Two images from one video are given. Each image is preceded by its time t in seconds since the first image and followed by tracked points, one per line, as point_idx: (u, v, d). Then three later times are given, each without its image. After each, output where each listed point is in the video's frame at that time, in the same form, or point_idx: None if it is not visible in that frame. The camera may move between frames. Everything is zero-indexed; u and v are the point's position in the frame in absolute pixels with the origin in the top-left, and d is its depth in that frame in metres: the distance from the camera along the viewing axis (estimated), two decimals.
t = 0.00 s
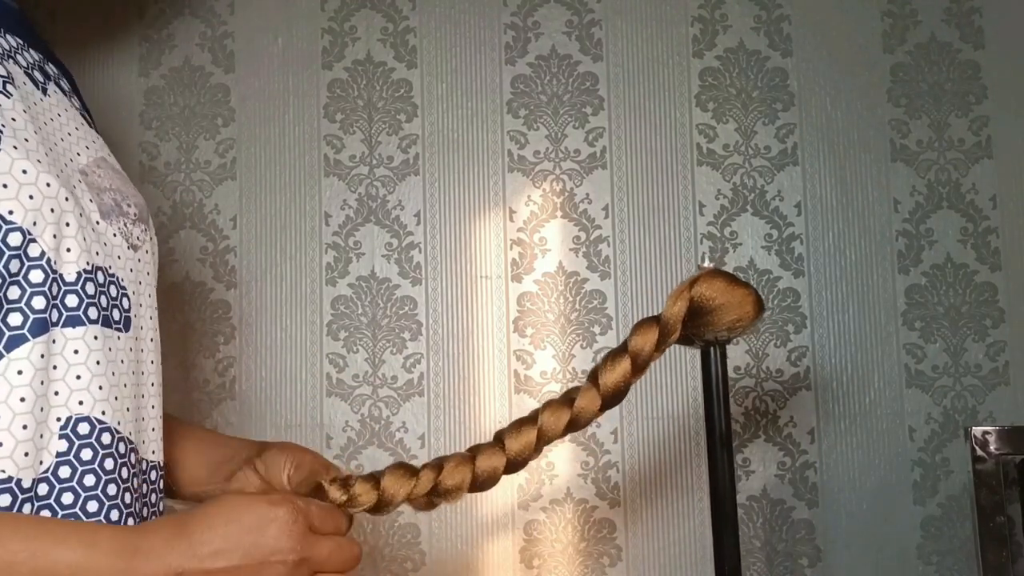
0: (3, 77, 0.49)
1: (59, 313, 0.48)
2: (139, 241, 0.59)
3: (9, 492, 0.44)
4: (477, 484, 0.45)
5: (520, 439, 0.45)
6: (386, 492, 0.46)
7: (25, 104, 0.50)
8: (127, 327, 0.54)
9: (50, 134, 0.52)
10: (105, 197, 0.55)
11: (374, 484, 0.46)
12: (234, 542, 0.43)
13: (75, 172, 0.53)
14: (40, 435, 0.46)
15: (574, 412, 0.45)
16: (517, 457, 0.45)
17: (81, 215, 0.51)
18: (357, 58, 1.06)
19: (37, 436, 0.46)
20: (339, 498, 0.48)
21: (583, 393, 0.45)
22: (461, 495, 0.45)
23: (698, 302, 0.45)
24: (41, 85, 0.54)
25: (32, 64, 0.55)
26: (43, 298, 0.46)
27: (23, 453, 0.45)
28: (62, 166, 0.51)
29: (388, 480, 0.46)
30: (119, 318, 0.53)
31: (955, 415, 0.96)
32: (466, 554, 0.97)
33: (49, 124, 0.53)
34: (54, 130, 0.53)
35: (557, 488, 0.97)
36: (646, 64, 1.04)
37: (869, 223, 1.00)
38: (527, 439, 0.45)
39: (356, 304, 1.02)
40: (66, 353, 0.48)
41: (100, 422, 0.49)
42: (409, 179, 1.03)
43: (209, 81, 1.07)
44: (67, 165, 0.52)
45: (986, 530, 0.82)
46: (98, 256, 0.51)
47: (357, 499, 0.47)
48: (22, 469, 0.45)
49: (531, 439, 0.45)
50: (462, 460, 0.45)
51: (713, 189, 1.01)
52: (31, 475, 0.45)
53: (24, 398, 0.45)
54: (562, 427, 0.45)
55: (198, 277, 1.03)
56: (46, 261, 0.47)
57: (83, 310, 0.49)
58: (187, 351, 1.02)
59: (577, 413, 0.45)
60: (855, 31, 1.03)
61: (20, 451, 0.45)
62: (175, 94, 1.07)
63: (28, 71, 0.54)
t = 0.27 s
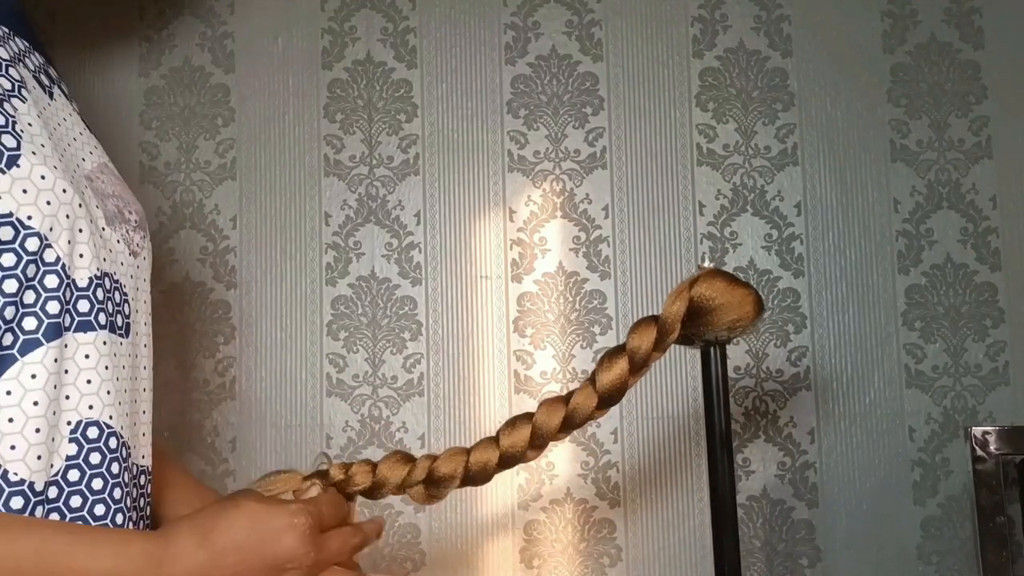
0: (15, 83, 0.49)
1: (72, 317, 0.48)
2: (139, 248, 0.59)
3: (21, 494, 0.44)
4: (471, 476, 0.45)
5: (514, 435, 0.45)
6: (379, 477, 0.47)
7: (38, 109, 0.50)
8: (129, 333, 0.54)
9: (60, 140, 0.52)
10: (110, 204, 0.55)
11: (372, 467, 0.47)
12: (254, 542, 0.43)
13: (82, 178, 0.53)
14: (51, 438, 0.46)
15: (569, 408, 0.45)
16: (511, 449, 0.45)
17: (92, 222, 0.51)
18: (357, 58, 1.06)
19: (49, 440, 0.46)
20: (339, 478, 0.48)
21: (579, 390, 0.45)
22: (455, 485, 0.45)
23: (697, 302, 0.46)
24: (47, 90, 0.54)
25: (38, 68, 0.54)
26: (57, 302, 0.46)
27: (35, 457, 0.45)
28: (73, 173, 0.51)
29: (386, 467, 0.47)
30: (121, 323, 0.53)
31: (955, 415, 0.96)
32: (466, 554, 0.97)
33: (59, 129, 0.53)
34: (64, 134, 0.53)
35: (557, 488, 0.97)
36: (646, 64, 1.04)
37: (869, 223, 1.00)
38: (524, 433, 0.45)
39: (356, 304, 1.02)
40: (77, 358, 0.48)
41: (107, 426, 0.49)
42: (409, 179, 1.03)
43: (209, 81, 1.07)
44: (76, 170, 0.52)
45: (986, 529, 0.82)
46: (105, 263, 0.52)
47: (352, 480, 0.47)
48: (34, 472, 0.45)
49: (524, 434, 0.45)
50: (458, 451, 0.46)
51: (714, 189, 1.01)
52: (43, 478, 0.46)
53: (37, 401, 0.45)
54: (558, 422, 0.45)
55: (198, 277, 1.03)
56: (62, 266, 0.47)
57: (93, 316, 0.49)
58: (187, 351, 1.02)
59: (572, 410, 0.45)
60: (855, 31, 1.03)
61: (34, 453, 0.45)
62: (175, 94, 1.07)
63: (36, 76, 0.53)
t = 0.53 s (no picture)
0: (19, 86, 0.50)
1: (79, 318, 0.50)
2: (136, 246, 0.61)
3: (23, 493, 0.46)
4: (477, 481, 0.49)
5: (522, 442, 0.48)
6: (393, 479, 0.53)
7: (42, 111, 0.52)
8: (127, 330, 0.57)
9: (63, 140, 0.53)
10: (112, 201, 0.57)
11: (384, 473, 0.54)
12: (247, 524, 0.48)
13: (87, 176, 0.55)
14: (55, 438, 0.48)
15: (574, 412, 0.47)
16: (516, 457, 0.48)
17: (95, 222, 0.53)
18: (357, 58, 1.06)
19: (53, 439, 0.48)
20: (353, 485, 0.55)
21: (584, 394, 0.47)
22: (462, 489, 0.49)
23: (700, 302, 0.46)
24: (47, 90, 0.55)
25: (37, 68, 0.55)
26: (62, 304, 0.49)
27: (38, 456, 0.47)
28: (79, 173, 0.53)
29: (398, 471, 0.53)
30: (119, 322, 0.55)
31: (955, 415, 0.96)
32: (466, 554, 0.97)
33: (61, 128, 0.54)
34: (66, 134, 0.54)
35: (557, 488, 0.97)
36: (646, 64, 1.04)
37: (869, 223, 1.00)
38: (529, 441, 0.48)
39: (356, 304, 1.02)
40: (83, 359, 0.50)
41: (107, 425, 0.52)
42: (409, 179, 1.03)
43: (209, 81, 1.07)
44: (80, 169, 0.54)
45: (986, 530, 0.82)
46: (105, 263, 0.54)
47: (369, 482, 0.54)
48: (37, 471, 0.47)
49: (530, 442, 0.48)
50: (466, 458, 0.51)
51: (714, 189, 1.01)
52: (44, 478, 0.47)
53: (41, 402, 0.47)
54: (563, 428, 0.47)
55: (198, 278, 1.03)
56: (67, 267, 0.49)
57: (96, 316, 0.51)
58: (187, 351, 1.02)
59: (578, 414, 0.47)
60: (855, 31, 1.03)
61: (36, 453, 0.47)
62: (175, 94, 1.07)
63: (36, 75, 0.54)
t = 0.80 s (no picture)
0: (7, 82, 0.50)
1: (64, 321, 0.50)
2: (130, 245, 0.61)
3: (11, 500, 0.46)
4: (463, 477, 0.50)
5: (507, 437, 0.49)
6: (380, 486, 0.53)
7: (30, 108, 0.51)
8: (122, 332, 0.57)
9: (53, 137, 0.53)
10: (105, 199, 0.57)
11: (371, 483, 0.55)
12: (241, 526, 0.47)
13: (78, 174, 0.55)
14: (43, 443, 0.48)
15: (560, 406, 0.48)
16: (502, 451, 0.49)
17: (84, 222, 0.52)
18: (357, 58, 1.06)
19: (42, 444, 0.48)
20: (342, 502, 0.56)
21: (571, 389, 0.48)
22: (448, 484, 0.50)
23: (692, 301, 0.46)
24: (38, 86, 0.55)
25: (28, 63, 0.55)
26: (48, 306, 0.48)
27: (26, 461, 0.47)
28: (67, 172, 0.53)
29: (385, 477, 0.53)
30: (113, 323, 0.55)
31: (955, 415, 0.97)
32: (466, 554, 0.97)
33: (51, 125, 0.54)
34: (56, 131, 0.54)
35: (557, 488, 0.97)
36: (646, 64, 1.04)
37: (868, 223, 1.00)
38: (513, 436, 0.49)
39: (356, 304, 1.02)
40: (70, 361, 0.50)
41: (95, 429, 0.52)
42: (409, 179, 1.03)
43: (209, 81, 1.07)
44: (70, 167, 0.54)
45: (986, 530, 0.82)
46: (96, 263, 0.53)
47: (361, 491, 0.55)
48: (26, 477, 0.47)
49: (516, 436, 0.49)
50: (452, 456, 0.52)
51: (714, 189, 1.01)
52: (34, 484, 0.47)
53: (28, 406, 0.47)
54: (549, 422, 0.48)
55: (198, 277, 1.03)
56: (53, 269, 0.49)
57: (81, 318, 0.51)
58: (187, 351, 1.02)
59: (563, 408, 0.48)
60: (855, 31, 1.03)
61: (24, 459, 0.47)
62: (175, 94, 1.07)
63: (26, 71, 0.54)
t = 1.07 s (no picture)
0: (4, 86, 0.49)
1: (60, 330, 0.48)
2: (132, 252, 0.59)
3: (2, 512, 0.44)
4: (467, 484, 0.47)
5: (511, 442, 0.46)
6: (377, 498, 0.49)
7: (27, 113, 0.50)
8: (118, 340, 0.54)
9: (50, 143, 0.52)
10: (104, 206, 0.55)
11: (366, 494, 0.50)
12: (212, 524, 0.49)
13: (75, 181, 0.53)
14: (36, 453, 0.46)
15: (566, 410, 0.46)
16: (507, 458, 0.46)
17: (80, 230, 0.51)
18: (357, 58, 1.06)
19: (34, 455, 0.46)
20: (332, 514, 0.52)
21: (577, 391, 0.46)
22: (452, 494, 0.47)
23: (695, 302, 0.46)
24: (41, 89, 0.54)
25: (33, 64, 0.54)
26: (43, 314, 0.46)
27: (17, 473, 0.44)
28: (63, 178, 0.51)
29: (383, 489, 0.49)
30: (109, 332, 0.53)
31: (955, 415, 0.96)
32: (466, 554, 0.97)
33: (49, 130, 0.52)
34: (55, 136, 0.53)
35: (557, 488, 0.97)
36: (646, 64, 1.04)
37: (868, 223, 1.00)
38: (520, 440, 0.46)
39: (356, 304, 1.02)
40: (64, 370, 0.48)
41: (89, 440, 0.49)
42: (409, 179, 1.03)
43: (209, 81, 1.07)
44: (67, 173, 0.52)
45: (986, 530, 0.82)
46: (93, 271, 0.52)
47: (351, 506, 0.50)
48: (16, 489, 0.44)
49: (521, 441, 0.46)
50: (455, 462, 0.48)
51: (714, 189, 1.01)
52: (25, 495, 0.45)
53: (21, 416, 0.45)
54: (553, 427, 0.46)
55: (198, 277, 1.03)
56: (47, 276, 0.47)
57: (77, 327, 0.49)
58: (187, 350, 1.02)
59: (569, 411, 0.46)
60: (855, 31, 1.03)
61: (15, 470, 0.44)
62: (175, 94, 1.07)
63: (29, 73, 0.53)
